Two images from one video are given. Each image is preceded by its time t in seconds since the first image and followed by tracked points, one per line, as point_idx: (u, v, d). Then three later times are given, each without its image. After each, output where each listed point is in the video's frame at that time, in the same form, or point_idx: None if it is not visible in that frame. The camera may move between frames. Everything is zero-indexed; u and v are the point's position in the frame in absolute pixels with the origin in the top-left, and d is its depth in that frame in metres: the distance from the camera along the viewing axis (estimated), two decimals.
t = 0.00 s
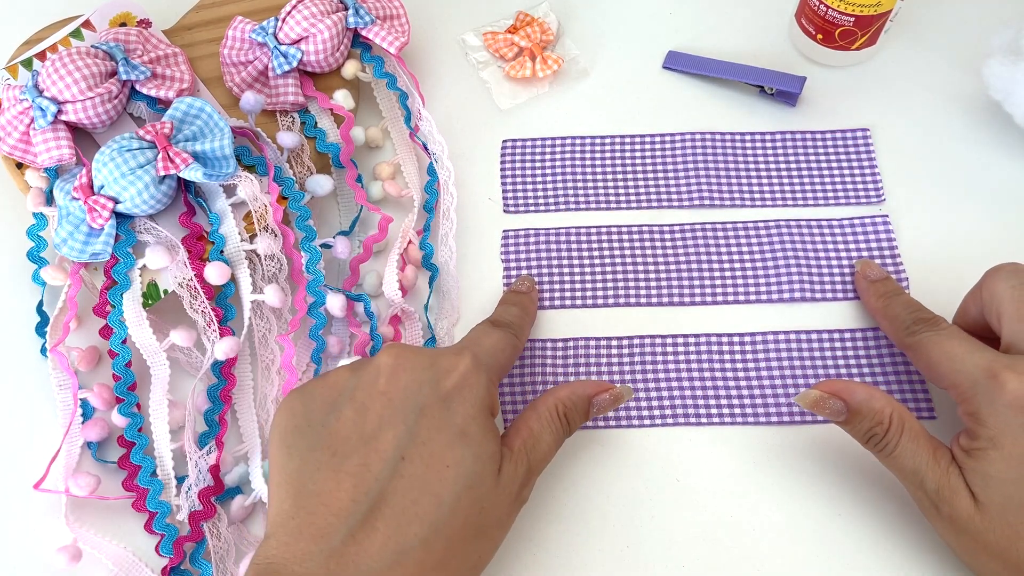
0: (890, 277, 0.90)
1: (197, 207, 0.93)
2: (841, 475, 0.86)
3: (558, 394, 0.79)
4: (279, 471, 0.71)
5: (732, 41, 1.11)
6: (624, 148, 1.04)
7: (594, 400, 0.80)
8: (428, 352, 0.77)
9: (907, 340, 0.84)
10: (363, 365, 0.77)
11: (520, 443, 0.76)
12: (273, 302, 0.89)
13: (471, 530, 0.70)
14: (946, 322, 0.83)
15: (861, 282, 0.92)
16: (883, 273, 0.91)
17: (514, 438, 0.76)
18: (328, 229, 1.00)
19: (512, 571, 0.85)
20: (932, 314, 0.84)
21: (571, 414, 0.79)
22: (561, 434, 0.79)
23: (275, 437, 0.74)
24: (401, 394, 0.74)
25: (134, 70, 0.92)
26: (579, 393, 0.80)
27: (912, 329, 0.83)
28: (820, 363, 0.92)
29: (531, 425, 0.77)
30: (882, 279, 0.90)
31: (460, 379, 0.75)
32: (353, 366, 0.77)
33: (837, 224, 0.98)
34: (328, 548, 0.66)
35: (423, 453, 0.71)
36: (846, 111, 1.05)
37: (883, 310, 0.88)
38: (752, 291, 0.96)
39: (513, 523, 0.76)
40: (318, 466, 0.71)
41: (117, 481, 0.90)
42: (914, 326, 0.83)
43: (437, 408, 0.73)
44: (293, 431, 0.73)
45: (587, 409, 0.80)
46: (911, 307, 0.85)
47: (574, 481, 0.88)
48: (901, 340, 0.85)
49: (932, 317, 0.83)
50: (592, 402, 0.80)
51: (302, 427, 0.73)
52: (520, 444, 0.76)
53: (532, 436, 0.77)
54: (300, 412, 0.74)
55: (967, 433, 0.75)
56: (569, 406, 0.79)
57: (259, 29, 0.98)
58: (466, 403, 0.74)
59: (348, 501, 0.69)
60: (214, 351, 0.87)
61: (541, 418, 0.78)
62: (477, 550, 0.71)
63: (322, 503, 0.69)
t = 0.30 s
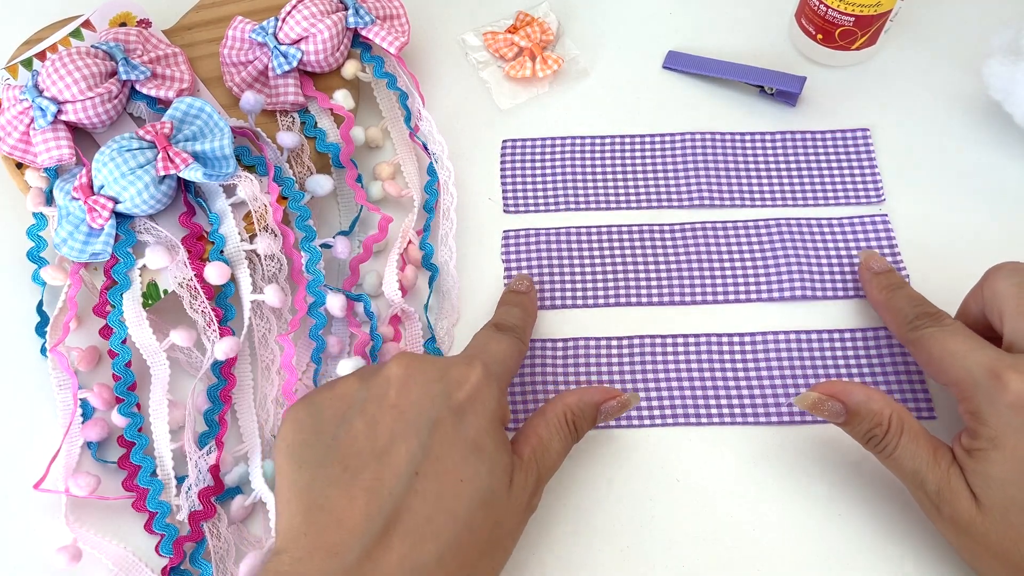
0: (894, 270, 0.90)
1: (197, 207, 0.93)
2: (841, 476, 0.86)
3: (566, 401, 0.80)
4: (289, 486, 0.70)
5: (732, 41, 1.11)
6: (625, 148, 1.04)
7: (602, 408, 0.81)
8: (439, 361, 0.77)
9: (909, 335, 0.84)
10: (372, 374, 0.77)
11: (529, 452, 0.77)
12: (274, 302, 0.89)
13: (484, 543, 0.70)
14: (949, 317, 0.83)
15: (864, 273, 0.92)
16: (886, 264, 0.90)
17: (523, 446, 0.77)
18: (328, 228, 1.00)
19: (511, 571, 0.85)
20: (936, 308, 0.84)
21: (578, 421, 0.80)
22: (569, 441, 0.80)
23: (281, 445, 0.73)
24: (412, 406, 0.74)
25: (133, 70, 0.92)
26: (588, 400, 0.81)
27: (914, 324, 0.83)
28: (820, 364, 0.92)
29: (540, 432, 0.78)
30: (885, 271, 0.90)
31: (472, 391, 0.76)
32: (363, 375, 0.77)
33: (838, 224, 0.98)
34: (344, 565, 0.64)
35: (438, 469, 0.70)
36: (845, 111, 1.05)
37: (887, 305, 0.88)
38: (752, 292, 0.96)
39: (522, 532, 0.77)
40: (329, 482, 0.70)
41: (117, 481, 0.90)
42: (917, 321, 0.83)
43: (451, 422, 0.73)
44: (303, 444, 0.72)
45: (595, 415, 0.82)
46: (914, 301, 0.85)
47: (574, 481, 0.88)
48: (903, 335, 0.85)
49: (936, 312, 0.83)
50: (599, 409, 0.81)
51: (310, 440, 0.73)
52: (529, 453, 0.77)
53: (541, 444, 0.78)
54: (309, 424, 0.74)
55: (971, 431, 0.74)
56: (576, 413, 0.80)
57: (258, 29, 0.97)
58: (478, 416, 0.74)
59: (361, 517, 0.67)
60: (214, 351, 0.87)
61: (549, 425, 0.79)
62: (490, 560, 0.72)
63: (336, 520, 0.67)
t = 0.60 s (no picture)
0: (892, 279, 0.90)
1: (197, 207, 0.93)
2: (841, 476, 0.86)
3: (563, 403, 0.80)
4: (290, 485, 0.70)
5: (731, 41, 1.11)
6: (624, 148, 1.04)
7: (600, 410, 0.81)
8: (439, 362, 0.76)
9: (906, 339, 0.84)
10: (372, 374, 0.76)
11: (527, 453, 0.76)
12: (273, 302, 0.89)
13: (484, 542, 0.70)
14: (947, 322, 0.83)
15: (864, 283, 0.92)
16: (885, 274, 0.91)
17: (522, 447, 0.77)
18: (328, 228, 1.00)
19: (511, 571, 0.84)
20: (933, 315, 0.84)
21: (576, 422, 0.80)
22: (567, 442, 0.79)
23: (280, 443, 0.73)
24: (412, 405, 0.73)
25: (134, 70, 0.92)
26: (585, 402, 0.81)
27: (913, 328, 0.83)
28: (819, 364, 0.92)
29: (538, 433, 0.78)
30: (884, 281, 0.90)
31: (471, 391, 0.75)
32: (362, 375, 0.76)
33: (838, 224, 0.99)
34: (344, 564, 0.65)
35: (438, 467, 0.70)
36: (845, 111, 1.05)
37: (886, 313, 0.88)
38: (751, 292, 0.96)
39: (520, 532, 0.76)
40: (329, 481, 0.70)
41: (117, 481, 0.90)
42: (913, 326, 0.83)
43: (450, 422, 0.72)
44: (302, 445, 0.72)
45: (593, 417, 0.81)
46: (912, 308, 0.85)
47: (574, 482, 0.88)
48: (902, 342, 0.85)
49: (932, 317, 0.83)
50: (597, 411, 0.81)
51: (310, 440, 0.72)
52: (527, 454, 0.76)
53: (538, 444, 0.78)
54: (309, 423, 0.73)
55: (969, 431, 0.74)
56: (575, 414, 0.80)
57: (259, 29, 0.98)
58: (477, 415, 0.73)
59: (361, 516, 0.68)
60: (214, 351, 0.87)
61: (547, 426, 0.79)
62: (491, 559, 0.71)
63: (335, 519, 0.68)
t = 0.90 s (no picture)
0: (898, 289, 0.80)
1: (197, 207, 0.93)
2: (841, 476, 0.86)
3: (574, 410, 0.79)
4: (291, 495, 0.69)
5: (731, 41, 1.11)
6: (624, 148, 1.04)
7: (611, 417, 0.80)
8: (445, 369, 0.76)
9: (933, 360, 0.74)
10: (376, 382, 0.77)
11: (536, 463, 0.75)
12: (274, 302, 0.89)
13: (488, 559, 0.68)
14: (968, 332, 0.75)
15: (865, 296, 0.81)
16: (889, 285, 0.80)
17: (531, 457, 0.76)
18: (328, 228, 1.00)
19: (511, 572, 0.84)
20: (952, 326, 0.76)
21: (587, 429, 0.79)
22: (578, 451, 0.79)
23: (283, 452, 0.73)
24: (417, 414, 0.73)
25: (134, 70, 0.92)
26: (596, 408, 0.79)
27: (935, 345, 0.74)
28: (819, 364, 0.91)
29: (547, 442, 0.77)
30: (890, 293, 0.80)
31: (477, 400, 0.74)
32: (367, 384, 0.76)
33: (838, 224, 0.99)
34: None
35: (442, 480, 0.69)
36: (845, 111, 1.05)
37: (898, 327, 0.79)
38: (751, 292, 0.96)
39: (530, 547, 0.75)
40: (330, 492, 0.69)
41: (117, 481, 0.90)
42: (933, 345, 0.74)
43: (456, 433, 0.72)
44: (305, 454, 0.71)
45: (604, 424, 0.80)
46: (929, 319, 0.76)
47: (574, 482, 0.88)
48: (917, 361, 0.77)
49: (957, 330, 0.74)
50: (609, 418, 0.80)
51: (313, 448, 0.72)
52: (536, 464, 0.75)
53: (549, 454, 0.77)
54: (312, 432, 0.73)
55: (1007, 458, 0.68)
56: (586, 422, 0.79)
57: (258, 29, 0.98)
58: (483, 426, 0.73)
59: (361, 531, 0.66)
60: (214, 351, 0.87)
61: (557, 435, 0.77)
62: None
63: (335, 533, 0.66)
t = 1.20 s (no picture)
0: (864, 395, 0.85)
1: (196, 207, 0.93)
2: (840, 475, 0.86)
3: (650, 498, 0.73)
4: (353, 537, 0.66)
5: (731, 41, 1.11)
6: (624, 148, 1.04)
7: (685, 507, 0.75)
8: (526, 436, 0.71)
9: (914, 454, 0.78)
10: (459, 437, 0.72)
11: (605, 549, 0.70)
12: (273, 302, 0.89)
13: None
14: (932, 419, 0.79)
15: (836, 408, 0.86)
16: (856, 393, 0.86)
17: (600, 540, 0.71)
18: (328, 228, 1.00)
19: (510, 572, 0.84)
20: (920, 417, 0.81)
21: (659, 520, 0.74)
22: (647, 540, 0.73)
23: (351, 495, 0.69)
24: (497, 476, 0.68)
25: (134, 70, 0.92)
26: (669, 497, 0.74)
27: (910, 441, 0.79)
28: (820, 365, 0.92)
29: (619, 529, 0.71)
30: (857, 400, 0.85)
31: (556, 474, 0.69)
32: (450, 436, 0.72)
33: (839, 224, 0.98)
34: None
35: (508, 549, 0.64)
36: (845, 111, 1.05)
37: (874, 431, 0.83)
38: (751, 294, 0.96)
39: None
40: (394, 541, 0.64)
41: (117, 481, 0.90)
42: (907, 441, 0.79)
43: (531, 503, 0.66)
44: (374, 497, 0.67)
45: (676, 515, 0.75)
46: (895, 420, 0.81)
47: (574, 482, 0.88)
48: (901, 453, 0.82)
49: (917, 420, 0.79)
50: (682, 509, 0.75)
51: (384, 493, 0.68)
52: (605, 549, 0.70)
53: (618, 541, 0.71)
54: (385, 473, 0.69)
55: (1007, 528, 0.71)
56: (660, 511, 0.74)
57: (258, 29, 0.97)
58: (560, 502, 0.67)
59: None
60: (214, 351, 0.87)
61: (630, 523, 0.72)
62: None
63: None
